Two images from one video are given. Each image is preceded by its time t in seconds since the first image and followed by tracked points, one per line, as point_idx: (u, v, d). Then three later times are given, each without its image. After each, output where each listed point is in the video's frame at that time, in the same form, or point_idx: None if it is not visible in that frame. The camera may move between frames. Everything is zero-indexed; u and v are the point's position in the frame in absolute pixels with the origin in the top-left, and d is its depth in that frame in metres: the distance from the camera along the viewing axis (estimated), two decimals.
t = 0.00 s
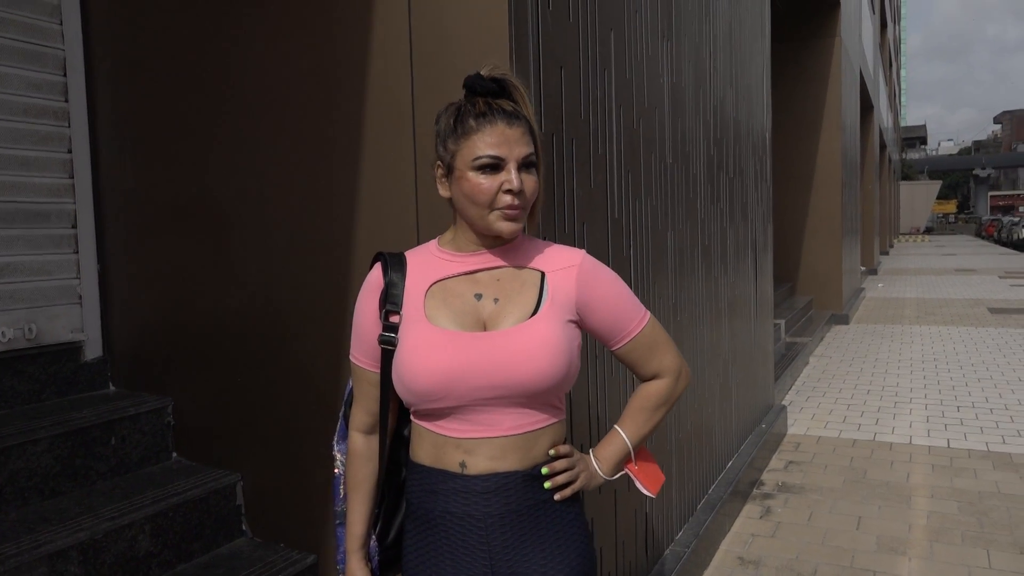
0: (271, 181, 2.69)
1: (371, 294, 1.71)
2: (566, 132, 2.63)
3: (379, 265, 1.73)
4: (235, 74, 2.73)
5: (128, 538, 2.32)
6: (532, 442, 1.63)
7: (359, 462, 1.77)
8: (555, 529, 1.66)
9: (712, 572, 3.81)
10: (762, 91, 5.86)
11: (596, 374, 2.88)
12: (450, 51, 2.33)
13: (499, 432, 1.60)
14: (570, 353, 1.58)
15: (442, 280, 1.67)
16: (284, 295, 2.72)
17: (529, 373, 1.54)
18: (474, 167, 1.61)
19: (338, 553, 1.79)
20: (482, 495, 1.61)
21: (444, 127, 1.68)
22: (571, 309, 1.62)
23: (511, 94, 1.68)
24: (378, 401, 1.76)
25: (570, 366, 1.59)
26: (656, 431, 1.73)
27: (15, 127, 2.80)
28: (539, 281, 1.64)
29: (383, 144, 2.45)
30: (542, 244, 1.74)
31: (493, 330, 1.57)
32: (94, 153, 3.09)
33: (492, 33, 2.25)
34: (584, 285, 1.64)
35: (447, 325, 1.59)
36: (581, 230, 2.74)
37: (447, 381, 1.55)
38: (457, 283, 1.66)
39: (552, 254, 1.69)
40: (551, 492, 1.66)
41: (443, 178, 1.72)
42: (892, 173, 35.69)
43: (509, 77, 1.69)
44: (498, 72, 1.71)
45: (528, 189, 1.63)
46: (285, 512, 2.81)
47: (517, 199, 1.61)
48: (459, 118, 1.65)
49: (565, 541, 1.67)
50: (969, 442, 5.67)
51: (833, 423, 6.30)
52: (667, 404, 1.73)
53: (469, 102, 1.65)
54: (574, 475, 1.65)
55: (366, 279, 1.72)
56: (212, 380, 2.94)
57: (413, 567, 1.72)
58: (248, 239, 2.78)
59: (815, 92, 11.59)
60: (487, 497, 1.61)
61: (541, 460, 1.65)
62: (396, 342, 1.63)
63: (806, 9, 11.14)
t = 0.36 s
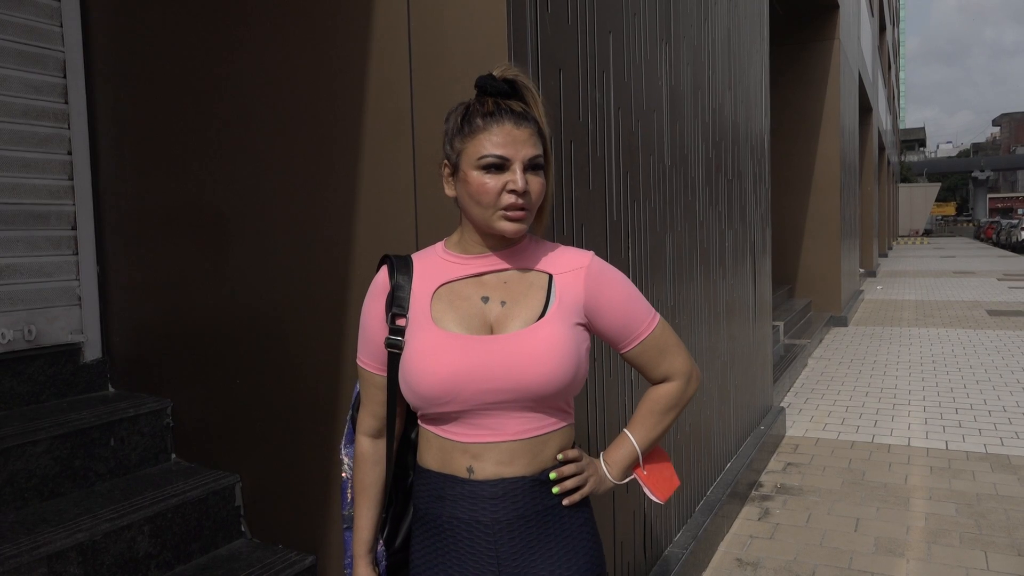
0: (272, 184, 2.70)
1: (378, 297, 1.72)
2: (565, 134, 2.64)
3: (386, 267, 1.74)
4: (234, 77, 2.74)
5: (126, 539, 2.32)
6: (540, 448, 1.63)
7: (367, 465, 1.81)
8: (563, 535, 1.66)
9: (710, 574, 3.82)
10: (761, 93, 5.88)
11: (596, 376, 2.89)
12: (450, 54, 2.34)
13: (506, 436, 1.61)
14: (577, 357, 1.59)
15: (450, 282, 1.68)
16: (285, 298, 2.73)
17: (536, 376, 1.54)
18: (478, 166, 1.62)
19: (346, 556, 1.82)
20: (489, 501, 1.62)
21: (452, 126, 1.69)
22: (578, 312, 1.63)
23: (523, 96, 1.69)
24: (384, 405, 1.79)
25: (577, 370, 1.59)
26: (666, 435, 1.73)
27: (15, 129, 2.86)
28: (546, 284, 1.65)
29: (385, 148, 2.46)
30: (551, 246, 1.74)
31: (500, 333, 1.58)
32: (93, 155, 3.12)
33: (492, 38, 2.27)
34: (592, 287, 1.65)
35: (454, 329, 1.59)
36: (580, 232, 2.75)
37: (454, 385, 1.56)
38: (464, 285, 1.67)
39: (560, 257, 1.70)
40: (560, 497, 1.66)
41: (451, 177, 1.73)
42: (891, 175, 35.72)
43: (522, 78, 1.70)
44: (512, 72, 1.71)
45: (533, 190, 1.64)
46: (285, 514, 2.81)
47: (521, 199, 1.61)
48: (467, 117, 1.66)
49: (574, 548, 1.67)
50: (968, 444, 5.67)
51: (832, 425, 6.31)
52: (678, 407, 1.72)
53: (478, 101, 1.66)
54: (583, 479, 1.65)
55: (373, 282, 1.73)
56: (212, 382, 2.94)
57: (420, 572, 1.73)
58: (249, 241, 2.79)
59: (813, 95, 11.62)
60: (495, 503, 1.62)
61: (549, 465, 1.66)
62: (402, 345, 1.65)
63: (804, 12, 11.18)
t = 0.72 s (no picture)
0: (270, 185, 2.70)
1: (379, 298, 1.73)
2: (561, 135, 2.64)
3: (387, 268, 1.75)
4: (230, 77, 2.75)
5: (123, 539, 2.32)
6: (542, 451, 1.63)
7: (370, 468, 1.82)
8: (567, 538, 1.66)
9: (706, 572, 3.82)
10: (758, 93, 5.89)
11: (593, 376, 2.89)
12: (447, 56, 2.35)
13: (508, 439, 1.61)
14: (580, 359, 1.58)
15: (451, 284, 1.68)
16: (283, 299, 2.73)
17: (537, 379, 1.54)
18: (477, 167, 1.62)
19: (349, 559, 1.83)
20: (491, 504, 1.62)
21: (452, 125, 1.69)
22: (581, 313, 1.62)
23: (524, 94, 1.69)
24: (386, 407, 1.79)
25: (580, 372, 1.59)
26: (671, 435, 1.72)
27: (13, 130, 2.86)
28: (548, 285, 1.65)
29: (384, 149, 2.46)
30: (553, 246, 1.74)
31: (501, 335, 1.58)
32: (90, 156, 3.12)
33: (489, 39, 2.27)
34: (594, 287, 1.64)
35: (455, 331, 1.60)
36: (576, 232, 2.75)
37: (455, 387, 1.56)
38: (465, 287, 1.67)
39: (562, 257, 1.69)
40: (564, 499, 1.67)
41: (450, 175, 1.73)
42: (888, 175, 35.76)
43: (525, 76, 1.71)
44: (515, 69, 1.72)
45: (532, 193, 1.63)
46: (283, 515, 2.81)
47: (520, 203, 1.61)
48: (467, 117, 1.66)
49: (578, 550, 1.67)
50: (965, 443, 5.68)
51: (830, 424, 6.31)
52: (682, 407, 1.72)
53: (478, 101, 1.66)
54: (588, 482, 1.65)
55: (374, 283, 1.74)
56: (210, 383, 2.94)
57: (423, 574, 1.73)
58: (247, 243, 2.78)
59: (809, 95, 11.64)
60: (497, 506, 1.62)
61: (552, 468, 1.66)
62: (403, 347, 1.65)
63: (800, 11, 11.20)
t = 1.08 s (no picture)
0: (269, 187, 2.70)
1: (379, 300, 1.74)
2: (559, 137, 2.65)
3: (388, 270, 1.75)
4: (228, 79, 2.75)
5: (121, 541, 2.32)
6: (543, 456, 1.63)
7: (369, 470, 1.82)
8: (567, 544, 1.66)
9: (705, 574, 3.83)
10: (756, 94, 5.90)
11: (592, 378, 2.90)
12: (445, 58, 2.35)
13: (508, 444, 1.61)
14: (581, 364, 1.58)
15: (452, 286, 1.69)
16: (282, 301, 2.73)
17: (538, 383, 1.54)
18: (483, 170, 1.62)
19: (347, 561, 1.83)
20: (492, 510, 1.62)
21: (455, 127, 1.69)
22: (583, 317, 1.62)
23: (525, 94, 1.69)
24: (385, 410, 1.79)
25: (582, 377, 1.58)
26: (674, 441, 1.72)
27: (11, 132, 2.86)
28: (550, 288, 1.64)
29: (382, 152, 2.47)
30: (556, 248, 1.74)
31: (502, 339, 1.58)
32: (87, 157, 3.12)
33: (488, 41, 2.27)
34: (596, 291, 1.63)
35: (456, 335, 1.60)
36: (574, 234, 2.76)
37: (454, 391, 1.56)
38: (466, 289, 1.67)
39: (565, 260, 1.69)
40: (567, 506, 1.66)
41: (454, 178, 1.73)
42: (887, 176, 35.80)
43: (525, 75, 1.70)
44: (515, 68, 1.72)
45: (538, 195, 1.64)
46: (282, 517, 2.81)
47: (526, 205, 1.61)
48: (470, 119, 1.66)
49: (578, 556, 1.67)
50: (963, 443, 5.69)
51: (828, 425, 6.32)
52: (686, 413, 1.71)
53: (481, 102, 1.66)
54: (588, 487, 1.66)
55: (375, 284, 1.75)
56: (208, 385, 2.94)
57: None
58: (246, 244, 2.78)
59: (808, 96, 11.66)
60: (498, 511, 1.62)
61: (553, 473, 1.65)
62: (403, 349, 1.66)
63: (798, 11, 11.22)
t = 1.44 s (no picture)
0: (267, 189, 2.70)
1: (380, 301, 1.75)
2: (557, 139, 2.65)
3: (389, 271, 1.76)
4: (227, 81, 2.75)
5: (119, 543, 2.32)
6: (540, 458, 1.63)
7: (368, 470, 1.81)
8: (564, 547, 1.66)
9: None
10: (753, 96, 5.92)
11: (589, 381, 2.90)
12: (443, 61, 2.36)
13: (507, 446, 1.61)
14: (581, 367, 1.58)
15: (453, 288, 1.69)
16: (280, 303, 2.73)
17: (537, 386, 1.54)
18: (484, 172, 1.63)
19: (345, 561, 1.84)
20: (488, 511, 1.62)
21: (455, 129, 1.69)
22: (583, 321, 1.62)
23: (522, 95, 1.70)
24: (385, 410, 1.79)
25: (581, 380, 1.59)
26: (674, 447, 1.72)
27: (9, 134, 2.86)
28: (551, 291, 1.64)
29: (381, 154, 2.47)
30: (557, 250, 1.74)
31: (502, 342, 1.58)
32: (86, 160, 3.12)
33: (485, 45, 2.28)
34: (597, 294, 1.64)
35: (456, 337, 1.60)
36: (571, 236, 2.76)
37: (454, 394, 1.57)
38: (466, 291, 1.68)
39: (566, 262, 1.69)
40: (564, 509, 1.66)
41: (454, 181, 1.74)
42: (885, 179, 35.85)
43: (523, 76, 1.71)
44: (512, 70, 1.72)
45: (541, 196, 1.64)
46: (279, 519, 2.81)
47: (528, 206, 1.61)
48: (470, 121, 1.67)
49: (574, 559, 1.68)
50: (961, 445, 5.69)
51: (826, 427, 6.32)
52: (687, 419, 1.71)
53: (480, 105, 1.67)
54: (587, 491, 1.65)
55: (375, 285, 1.76)
56: (206, 387, 2.94)
57: None
58: (244, 247, 2.79)
59: (805, 98, 11.68)
60: (494, 513, 1.62)
61: (550, 476, 1.65)
62: (403, 350, 1.67)
63: (796, 14, 11.24)
